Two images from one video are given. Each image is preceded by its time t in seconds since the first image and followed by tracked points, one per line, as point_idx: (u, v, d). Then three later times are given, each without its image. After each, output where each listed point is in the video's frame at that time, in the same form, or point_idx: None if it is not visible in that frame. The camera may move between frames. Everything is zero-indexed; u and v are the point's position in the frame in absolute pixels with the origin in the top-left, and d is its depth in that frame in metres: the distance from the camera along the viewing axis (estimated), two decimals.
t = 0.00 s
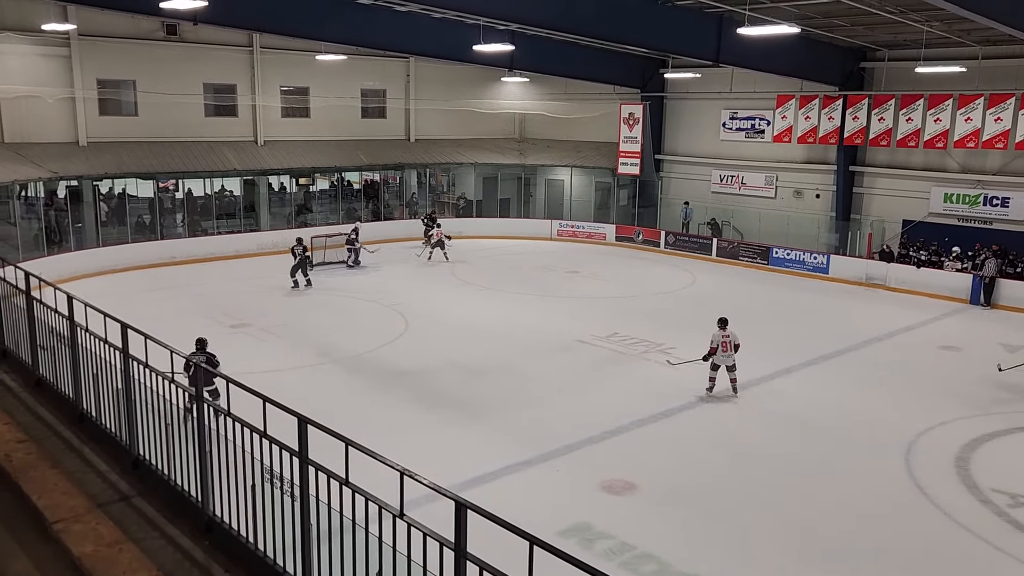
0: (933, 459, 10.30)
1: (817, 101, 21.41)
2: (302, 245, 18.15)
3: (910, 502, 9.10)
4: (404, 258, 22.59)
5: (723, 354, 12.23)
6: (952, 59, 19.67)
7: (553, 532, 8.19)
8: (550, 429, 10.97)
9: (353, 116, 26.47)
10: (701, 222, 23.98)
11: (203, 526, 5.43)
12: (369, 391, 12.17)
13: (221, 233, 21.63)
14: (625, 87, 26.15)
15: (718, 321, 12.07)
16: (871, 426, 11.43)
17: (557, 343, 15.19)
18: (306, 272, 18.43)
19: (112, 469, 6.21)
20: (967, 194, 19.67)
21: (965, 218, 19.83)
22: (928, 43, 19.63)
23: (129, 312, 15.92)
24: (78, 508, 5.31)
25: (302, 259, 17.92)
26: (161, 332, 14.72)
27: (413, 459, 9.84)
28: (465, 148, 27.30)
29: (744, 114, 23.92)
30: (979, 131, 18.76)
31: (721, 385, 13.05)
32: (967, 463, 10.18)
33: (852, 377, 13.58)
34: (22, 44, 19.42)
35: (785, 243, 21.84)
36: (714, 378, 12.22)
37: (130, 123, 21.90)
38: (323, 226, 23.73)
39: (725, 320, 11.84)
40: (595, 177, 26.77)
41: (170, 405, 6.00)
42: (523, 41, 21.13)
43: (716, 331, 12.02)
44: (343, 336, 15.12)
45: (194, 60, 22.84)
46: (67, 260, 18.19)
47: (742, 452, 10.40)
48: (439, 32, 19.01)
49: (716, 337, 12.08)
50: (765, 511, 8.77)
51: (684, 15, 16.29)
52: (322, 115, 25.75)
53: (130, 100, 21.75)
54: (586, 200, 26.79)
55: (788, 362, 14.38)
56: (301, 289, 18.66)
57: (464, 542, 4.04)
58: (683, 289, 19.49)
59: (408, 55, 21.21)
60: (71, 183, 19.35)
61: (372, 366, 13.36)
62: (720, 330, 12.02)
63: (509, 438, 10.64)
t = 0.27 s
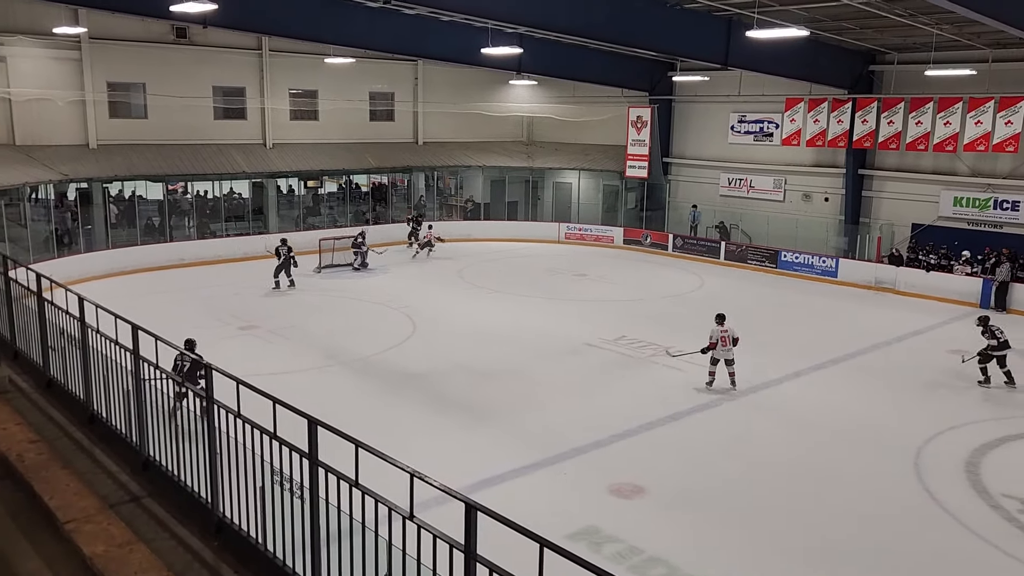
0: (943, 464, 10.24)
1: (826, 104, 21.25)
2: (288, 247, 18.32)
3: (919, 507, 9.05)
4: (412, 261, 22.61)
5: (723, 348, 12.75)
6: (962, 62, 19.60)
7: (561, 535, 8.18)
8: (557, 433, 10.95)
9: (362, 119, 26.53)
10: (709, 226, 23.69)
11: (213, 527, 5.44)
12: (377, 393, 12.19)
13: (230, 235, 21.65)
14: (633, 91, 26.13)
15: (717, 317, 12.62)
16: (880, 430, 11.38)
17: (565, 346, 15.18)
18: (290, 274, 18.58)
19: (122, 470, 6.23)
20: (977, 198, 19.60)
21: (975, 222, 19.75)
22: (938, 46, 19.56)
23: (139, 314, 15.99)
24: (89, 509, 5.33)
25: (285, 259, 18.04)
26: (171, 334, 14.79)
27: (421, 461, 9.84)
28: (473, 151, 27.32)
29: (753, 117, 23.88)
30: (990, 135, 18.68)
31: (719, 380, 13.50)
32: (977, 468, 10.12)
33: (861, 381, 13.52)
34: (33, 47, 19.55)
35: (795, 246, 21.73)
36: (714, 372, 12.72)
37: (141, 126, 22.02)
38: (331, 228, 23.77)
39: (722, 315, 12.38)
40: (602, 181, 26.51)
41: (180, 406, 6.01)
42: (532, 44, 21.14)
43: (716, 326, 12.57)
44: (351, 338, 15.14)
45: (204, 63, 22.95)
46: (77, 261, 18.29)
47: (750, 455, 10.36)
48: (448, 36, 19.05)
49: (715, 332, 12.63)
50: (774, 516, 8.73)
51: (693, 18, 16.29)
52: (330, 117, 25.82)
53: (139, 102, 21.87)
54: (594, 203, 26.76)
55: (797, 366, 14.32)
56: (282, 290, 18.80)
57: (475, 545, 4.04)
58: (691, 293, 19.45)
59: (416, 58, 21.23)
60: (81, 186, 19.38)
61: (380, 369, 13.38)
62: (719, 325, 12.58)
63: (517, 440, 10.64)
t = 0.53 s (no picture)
0: (950, 468, 10.19)
1: (833, 108, 21.43)
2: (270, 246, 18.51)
3: (926, 511, 9.01)
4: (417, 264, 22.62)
5: (718, 344, 13.13)
6: (969, 66, 19.54)
7: (567, 539, 8.16)
8: (563, 436, 10.94)
9: (368, 122, 26.57)
10: (715, 229, 23.82)
11: (220, 529, 5.45)
12: (383, 396, 12.19)
13: (236, 238, 21.70)
14: (639, 94, 26.13)
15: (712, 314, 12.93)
16: (887, 434, 11.33)
17: (570, 349, 15.17)
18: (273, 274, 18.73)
19: (130, 472, 6.25)
20: (984, 202, 19.50)
21: (982, 225, 19.63)
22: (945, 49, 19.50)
23: (146, 316, 16.04)
24: (97, 510, 5.34)
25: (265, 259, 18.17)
26: (177, 337, 14.83)
27: (426, 464, 9.83)
28: (478, 155, 27.35)
29: (759, 121, 23.85)
30: (997, 138, 18.61)
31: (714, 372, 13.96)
32: (985, 472, 10.07)
33: (867, 385, 13.48)
34: (42, 51, 19.66)
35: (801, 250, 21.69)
36: (709, 367, 13.13)
37: (147, 129, 22.10)
38: (336, 231, 23.82)
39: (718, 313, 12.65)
40: (608, 184, 26.57)
41: (187, 408, 6.03)
42: (537, 48, 21.15)
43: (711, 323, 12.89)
44: (357, 341, 15.15)
45: (210, 67, 23.02)
46: (84, 264, 18.38)
47: (757, 459, 10.33)
48: (454, 39, 19.07)
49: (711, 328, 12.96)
50: (780, 520, 8.70)
51: (699, 21, 16.27)
52: (336, 121, 25.87)
53: (147, 106, 21.96)
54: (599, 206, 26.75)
55: (803, 369, 14.28)
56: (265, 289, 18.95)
57: (481, 547, 4.03)
58: (697, 296, 19.42)
59: (422, 62, 21.25)
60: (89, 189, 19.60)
61: (386, 372, 13.39)
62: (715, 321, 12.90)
63: (522, 443, 10.63)
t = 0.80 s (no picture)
0: (956, 473, 10.15)
1: (838, 111, 21.44)
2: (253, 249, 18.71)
3: (933, 516, 8.97)
4: (422, 268, 22.65)
5: (710, 340, 13.58)
6: (975, 69, 19.48)
7: (573, 542, 8.16)
8: (568, 440, 10.92)
9: (373, 126, 26.62)
10: (720, 233, 23.79)
11: (226, 532, 5.44)
12: (387, 400, 12.20)
13: (241, 242, 21.82)
14: (644, 98, 26.13)
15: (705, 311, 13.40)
16: (892, 438, 11.30)
17: (575, 353, 15.16)
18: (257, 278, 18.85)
19: (136, 475, 6.26)
20: (990, 206, 19.41)
21: (987, 229, 19.58)
22: (950, 53, 19.47)
23: (152, 320, 16.08)
24: (104, 513, 5.34)
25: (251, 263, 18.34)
26: (183, 340, 14.87)
27: (431, 468, 9.83)
28: (483, 158, 27.38)
29: (763, 124, 23.83)
30: (1003, 142, 18.60)
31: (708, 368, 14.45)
32: (991, 477, 10.03)
33: (873, 389, 13.45)
34: (49, 56, 19.75)
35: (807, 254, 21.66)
36: (701, 363, 13.54)
37: (153, 133, 22.18)
38: (341, 235, 23.87)
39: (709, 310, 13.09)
40: (613, 188, 26.60)
41: (193, 410, 6.03)
42: (542, 52, 21.17)
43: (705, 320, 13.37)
44: (362, 344, 15.17)
45: (216, 71, 23.10)
46: (90, 267, 18.44)
47: (762, 463, 10.31)
48: (459, 43, 19.09)
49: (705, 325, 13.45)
50: (787, 524, 8.68)
51: (704, 25, 16.27)
52: (341, 125, 25.93)
53: (153, 110, 22.03)
54: (604, 210, 26.76)
55: (808, 373, 14.25)
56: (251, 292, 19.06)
57: (487, 550, 4.03)
58: (702, 300, 19.40)
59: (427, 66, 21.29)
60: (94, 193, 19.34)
61: (391, 375, 13.39)
62: (707, 318, 13.39)
63: (527, 447, 10.62)
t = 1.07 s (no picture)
0: (962, 477, 10.12)
1: (841, 115, 21.23)
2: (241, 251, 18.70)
3: (938, 520, 8.94)
4: (426, 271, 22.68)
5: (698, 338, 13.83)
6: (979, 73, 19.46)
7: (577, 546, 8.15)
8: (572, 443, 10.92)
9: (377, 130, 26.67)
10: (724, 236, 23.68)
11: (231, 535, 5.45)
12: (391, 404, 12.21)
13: (246, 245, 21.90)
14: (648, 102, 26.15)
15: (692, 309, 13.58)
16: (897, 442, 11.27)
17: (579, 357, 15.16)
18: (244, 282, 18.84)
19: (141, 478, 6.27)
20: (995, 209, 19.46)
21: (993, 232, 19.60)
22: (954, 56, 19.44)
23: (157, 323, 16.14)
24: (109, 516, 5.33)
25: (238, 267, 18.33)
26: (189, 343, 14.92)
27: (435, 472, 9.83)
28: (487, 162, 27.40)
29: (767, 128, 23.83)
30: (1007, 145, 18.52)
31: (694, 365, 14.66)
32: (997, 481, 9.99)
33: (877, 393, 13.41)
34: (55, 61, 19.83)
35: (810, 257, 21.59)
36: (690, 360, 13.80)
37: (159, 137, 22.26)
38: (345, 238, 23.92)
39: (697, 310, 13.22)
40: (617, 192, 26.61)
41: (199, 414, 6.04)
42: (546, 56, 21.20)
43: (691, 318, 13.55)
44: (366, 348, 15.19)
45: (221, 75, 23.18)
46: (95, 271, 18.51)
47: (767, 467, 10.29)
48: (463, 47, 19.13)
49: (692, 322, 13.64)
50: (791, 528, 8.66)
51: (707, 29, 16.29)
52: (346, 129, 25.99)
53: (158, 114, 22.11)
54: (608, 214, 26.79)
55: (812, 377, 14.23)
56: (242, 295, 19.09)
57: (492, 554, 4.03)
58: (706, 304, 19.39)
59: (431, 70, 21.33)
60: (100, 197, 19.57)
61: (395, 379, 13.40)
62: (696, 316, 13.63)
63: (531, 451, 10.61)
